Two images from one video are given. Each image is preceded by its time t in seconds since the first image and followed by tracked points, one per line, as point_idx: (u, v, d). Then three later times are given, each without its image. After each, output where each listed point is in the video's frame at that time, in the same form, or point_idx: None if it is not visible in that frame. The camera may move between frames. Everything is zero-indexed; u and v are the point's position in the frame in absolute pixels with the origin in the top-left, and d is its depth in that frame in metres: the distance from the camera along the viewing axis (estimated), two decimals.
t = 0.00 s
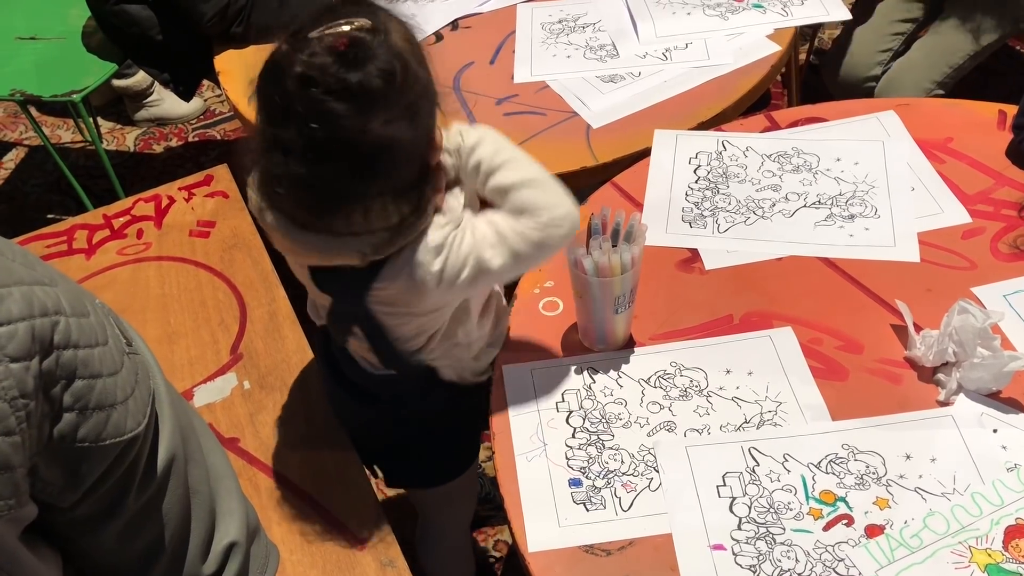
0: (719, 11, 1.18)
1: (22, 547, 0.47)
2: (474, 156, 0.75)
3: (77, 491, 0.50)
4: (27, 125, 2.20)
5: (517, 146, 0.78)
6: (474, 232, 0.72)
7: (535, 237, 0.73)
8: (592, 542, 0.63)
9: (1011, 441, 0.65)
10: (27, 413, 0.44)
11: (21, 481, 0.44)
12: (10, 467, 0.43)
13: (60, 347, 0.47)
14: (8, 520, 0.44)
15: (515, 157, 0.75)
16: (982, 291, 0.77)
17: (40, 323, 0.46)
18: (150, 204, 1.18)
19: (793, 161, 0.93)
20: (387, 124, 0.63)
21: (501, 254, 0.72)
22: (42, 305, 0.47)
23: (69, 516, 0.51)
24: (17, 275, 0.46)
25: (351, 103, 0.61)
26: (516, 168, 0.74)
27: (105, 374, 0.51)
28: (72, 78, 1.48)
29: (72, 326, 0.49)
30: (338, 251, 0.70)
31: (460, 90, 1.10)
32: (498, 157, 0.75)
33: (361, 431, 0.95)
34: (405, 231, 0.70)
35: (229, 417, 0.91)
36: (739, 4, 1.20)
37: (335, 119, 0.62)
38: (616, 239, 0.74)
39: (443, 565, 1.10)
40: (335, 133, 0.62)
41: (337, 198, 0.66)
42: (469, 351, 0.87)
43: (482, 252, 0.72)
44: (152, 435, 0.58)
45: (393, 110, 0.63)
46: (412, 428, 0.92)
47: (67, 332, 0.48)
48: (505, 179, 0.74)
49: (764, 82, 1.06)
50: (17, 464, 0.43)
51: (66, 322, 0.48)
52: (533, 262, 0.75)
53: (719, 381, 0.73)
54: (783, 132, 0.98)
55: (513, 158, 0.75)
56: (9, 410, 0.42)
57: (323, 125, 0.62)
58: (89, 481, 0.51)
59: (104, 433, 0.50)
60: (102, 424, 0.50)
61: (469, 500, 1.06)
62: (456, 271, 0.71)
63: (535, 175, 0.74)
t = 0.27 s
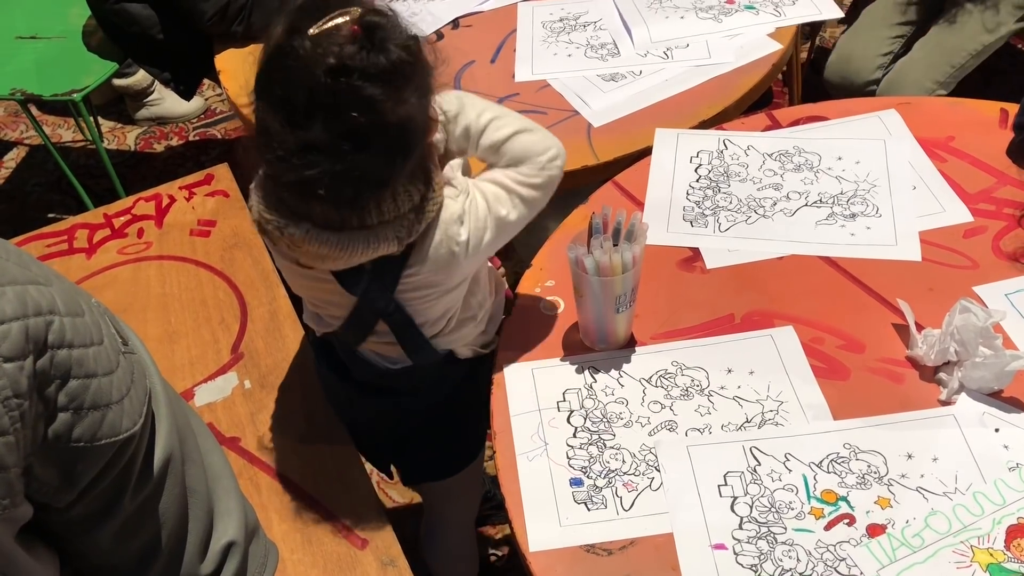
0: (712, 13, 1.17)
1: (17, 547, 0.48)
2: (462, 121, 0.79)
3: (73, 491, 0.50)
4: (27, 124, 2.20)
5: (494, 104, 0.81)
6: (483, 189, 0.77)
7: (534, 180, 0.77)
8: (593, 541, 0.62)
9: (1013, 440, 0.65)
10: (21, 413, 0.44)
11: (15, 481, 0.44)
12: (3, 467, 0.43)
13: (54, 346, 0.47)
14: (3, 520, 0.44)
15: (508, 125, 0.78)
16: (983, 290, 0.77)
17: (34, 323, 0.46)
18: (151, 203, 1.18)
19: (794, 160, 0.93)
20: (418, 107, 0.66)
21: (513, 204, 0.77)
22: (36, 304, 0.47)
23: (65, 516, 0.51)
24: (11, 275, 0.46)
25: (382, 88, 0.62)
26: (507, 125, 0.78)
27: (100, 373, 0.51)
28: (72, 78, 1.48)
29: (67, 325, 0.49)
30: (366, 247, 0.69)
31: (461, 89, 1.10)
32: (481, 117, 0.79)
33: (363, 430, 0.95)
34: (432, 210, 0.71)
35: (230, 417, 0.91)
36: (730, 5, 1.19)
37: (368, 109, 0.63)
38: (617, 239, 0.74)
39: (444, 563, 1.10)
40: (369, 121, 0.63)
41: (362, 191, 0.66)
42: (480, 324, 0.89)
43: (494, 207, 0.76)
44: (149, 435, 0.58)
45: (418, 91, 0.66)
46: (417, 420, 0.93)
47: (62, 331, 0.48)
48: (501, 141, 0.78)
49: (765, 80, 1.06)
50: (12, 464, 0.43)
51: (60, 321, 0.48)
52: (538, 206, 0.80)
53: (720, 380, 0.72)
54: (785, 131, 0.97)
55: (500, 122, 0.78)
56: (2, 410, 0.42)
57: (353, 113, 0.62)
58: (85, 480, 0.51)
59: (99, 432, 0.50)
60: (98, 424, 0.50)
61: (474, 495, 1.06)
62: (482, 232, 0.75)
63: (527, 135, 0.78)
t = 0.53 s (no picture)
0: (715, 13, 1.17)
1: (20, 543, 0.48)
2: (444, 188, 0.63)
3: (76, 488, 0.50)
4: (29, 122, 2.20)
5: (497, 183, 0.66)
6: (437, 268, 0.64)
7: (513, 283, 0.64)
8: (595, 538, 0.63)
9: (1015, 437, 0.65)
10: (24, 409, 0.44)
11: (18, 477, 0.44)
12: (6, 463, 0.43)
13: (57, 342, 0.47)
14: (6, 516, 0.45)
15: (507, 222, 0.64)
16: (986, 287, 0.77)
17: (37, 319, 0.46)
18: (153, 200, 1.18)
19: (797, 157, 0.93)
20: (328, 101, 0.58)
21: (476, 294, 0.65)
22: (39, 300, 0.47)
23: (68, 512, 0.52)
24: (14, 271, 0.46)
25: (288, 63, 0.56)
26: (502, 227, 0.63)
27: (103, 369, 0.51)
28: (74, 75, 1.48)
29: (70, 321, 0.49)
30: (279, 233, 0.64)
31: (463, 86, 1.10)
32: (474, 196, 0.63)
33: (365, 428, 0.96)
34: (348, 236, 0.64)
35: (231, 414, 0.91)
36: (731, 4, 1.19)
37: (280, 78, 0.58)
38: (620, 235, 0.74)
39: (444, 561, 1.10)
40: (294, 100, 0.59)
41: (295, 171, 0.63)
42: (457, 356, 0.84)
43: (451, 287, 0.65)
44: (152, 431, 0.58)
45: (337, 90, 0.57)
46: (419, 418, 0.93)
47: (65, 327, 0.48)
48: (486, 239, 0.63)
49: (767, 78, 1.06)
50: (15, 460, 0.43)
51: (63, 317, 0.48)
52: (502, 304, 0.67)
53: (722, 377, 0.72)
54: (787, 128, 0.97)
55: (496, 214, 0.63)
56: (6, 406, 0.42)
57: (275, 78, 0.58)
58: (88, 476, 0.51)
59: (102, 429, 0.50)
60: (101, 420, 0.50)
61: (474, 495, 1.06)
62: (427, 293, 0.65)
63: (528, 238, 0.64)
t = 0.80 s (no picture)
0: (719, 13, 1.17)
1: (22, 539, 0.48)
2: (323, 238, 0.66)
3: (78, 484, 0.50)
4: (30, 119, 2.20)
5: (394, 253, 0.66)
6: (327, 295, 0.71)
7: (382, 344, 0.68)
8: (596, 535, 0.63)
9: (1016, 435, 0.65)
10: (26, 406, 0.44)
11: (20, 473, 0.44)
12: (8, 460, 0.43)
13: (59, 339, 0.47)
14: (7, 512, 0.45)
15: (374, 298, 0.66)
16: (987, 285, 0.77)
17: (38, 315, 0.46)
18: (154, 197, 1.18)
19: (798, 155, 0.93)
20: (314, 77, 0.65)
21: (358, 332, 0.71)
22: (40, 297, 0.47)
23: (70, 508, 0.52)
24: (15, 267, 0.46)
25: (294, 21, 0.63)
26: (380, 303, 0.66)
27: (105, 366, 0.51)
28: (75, 72, 1.48)
29: (71, 318, 0.49)
30: (236, 202, 0.73)
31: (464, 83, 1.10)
32: (347, 261, 0.65)
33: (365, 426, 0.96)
34: (290, 227, 0.71)
35: (232, 411, 0.92)
36: (733, 2, 1.18)
37: (285, 35, 0.64)
38: (621, 233, 0.74)
39: (444, 559, 1.10)
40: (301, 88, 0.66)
41: (280, 139, 0.71)
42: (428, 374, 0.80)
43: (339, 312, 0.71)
44: (153, 428, 0.58)
45: (322, 73, 0.64)
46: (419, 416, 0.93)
47: (66, 324, 0.48)
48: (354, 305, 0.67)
49: (768, 75, 1.06)
50: (17, 456, 0.43)
51: (64, 314, 0.48)
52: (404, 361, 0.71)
53: (723, 375, 0.72)
54: (788, 126, 0.97)
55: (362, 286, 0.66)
56: (8, 402, 0.42)
57: (283, 45, 0.65)
58: (89, 473, 0.51)
59: (103, 426, 0.50)
60: (102, 416, 0.50)
61: (470, 496, 1.07)
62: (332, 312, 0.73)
63: (394, 322, 0.67)
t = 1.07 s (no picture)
0: (719, 12, 1.17)
1: (20, 536, 0.48)
2: (395, 366, 0.70)
3: (76, 480, 0.51)
4: (30, 117, 2.20)
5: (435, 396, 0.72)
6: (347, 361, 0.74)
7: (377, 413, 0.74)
8: (595, 533, 0.63)
9: (1014, 433, 0.65)
10: (24, 402, 0.44)
11: (18, 470, 0.44)
12: (6, 457, 0.43)
13: (57, 335, 0.47)
14: (5, 508, 0.45)
15: (401, 404, 0.72)
16: (986, 284, 0.77)
17: (36, 312, 0.46)
18: (153, 195, 1.18)
19: (797, 153, 0.93)
20: (300, 84, 0.65)
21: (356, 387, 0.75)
22: (39, 293, 0.47)
23: (68, 504, 0.52)
24: (13, 264, 0.46)
25: (277, 30, 0.63)
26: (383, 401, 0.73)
27: (103, 363, 0.51)
28: (74, 71, 1.48)
29: (69, 314, 0.49)
30: (252, 199, 0.74)
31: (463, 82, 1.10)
32: (404, 390, 0.71)
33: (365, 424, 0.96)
34: (297, 234, 0.71)
35: (231, 409, 0.92)
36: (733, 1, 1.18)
37: (269, 43, 0.65)
38: (619, 231, 0.74)
39: (441, 557, 1.11)
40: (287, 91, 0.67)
41: (275, 143, 0.72)
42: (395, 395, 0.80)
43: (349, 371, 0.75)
44: (151, 425, 0.58)
45: (307, 81, 0.65)
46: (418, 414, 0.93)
47: (64, 320, 0.48)
48: (382, 399, 0.72)
49: (768, 74, 1.06)
50: (15, 453, 0.43)
51: (63, 311, 0.48)
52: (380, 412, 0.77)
53: (721, 373, 0.73)
54: (787, 124, 0.97)
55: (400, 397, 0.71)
56: (6, 399, 0.42)
57: (268, 52, 0.66)
58: (88, 469, 0.51)
59: (101, 422, 0.50)
60: (101, 413, 0.50)
61: (463, 499, 1.08)
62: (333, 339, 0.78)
63: (407, 416, 0.73)
